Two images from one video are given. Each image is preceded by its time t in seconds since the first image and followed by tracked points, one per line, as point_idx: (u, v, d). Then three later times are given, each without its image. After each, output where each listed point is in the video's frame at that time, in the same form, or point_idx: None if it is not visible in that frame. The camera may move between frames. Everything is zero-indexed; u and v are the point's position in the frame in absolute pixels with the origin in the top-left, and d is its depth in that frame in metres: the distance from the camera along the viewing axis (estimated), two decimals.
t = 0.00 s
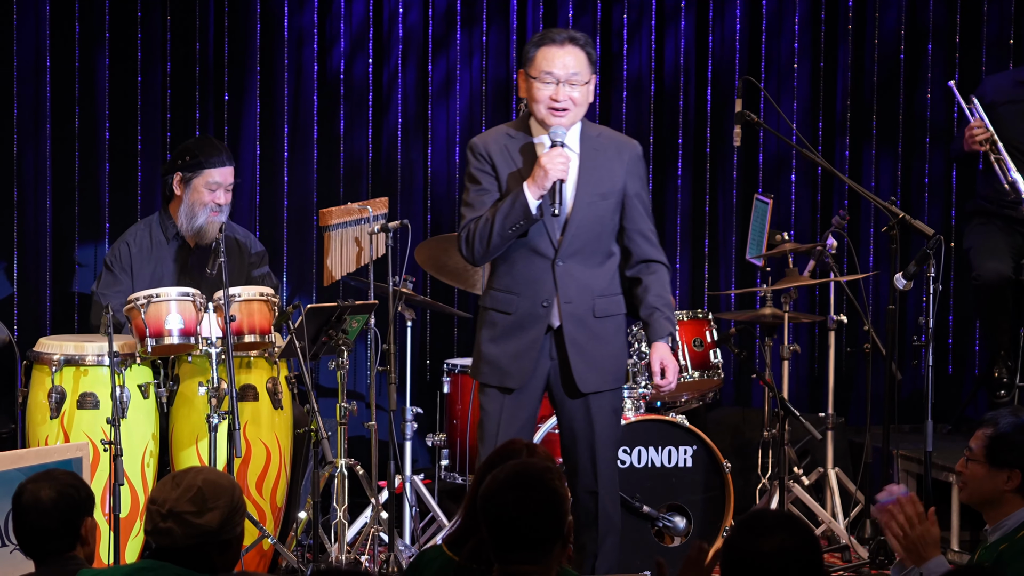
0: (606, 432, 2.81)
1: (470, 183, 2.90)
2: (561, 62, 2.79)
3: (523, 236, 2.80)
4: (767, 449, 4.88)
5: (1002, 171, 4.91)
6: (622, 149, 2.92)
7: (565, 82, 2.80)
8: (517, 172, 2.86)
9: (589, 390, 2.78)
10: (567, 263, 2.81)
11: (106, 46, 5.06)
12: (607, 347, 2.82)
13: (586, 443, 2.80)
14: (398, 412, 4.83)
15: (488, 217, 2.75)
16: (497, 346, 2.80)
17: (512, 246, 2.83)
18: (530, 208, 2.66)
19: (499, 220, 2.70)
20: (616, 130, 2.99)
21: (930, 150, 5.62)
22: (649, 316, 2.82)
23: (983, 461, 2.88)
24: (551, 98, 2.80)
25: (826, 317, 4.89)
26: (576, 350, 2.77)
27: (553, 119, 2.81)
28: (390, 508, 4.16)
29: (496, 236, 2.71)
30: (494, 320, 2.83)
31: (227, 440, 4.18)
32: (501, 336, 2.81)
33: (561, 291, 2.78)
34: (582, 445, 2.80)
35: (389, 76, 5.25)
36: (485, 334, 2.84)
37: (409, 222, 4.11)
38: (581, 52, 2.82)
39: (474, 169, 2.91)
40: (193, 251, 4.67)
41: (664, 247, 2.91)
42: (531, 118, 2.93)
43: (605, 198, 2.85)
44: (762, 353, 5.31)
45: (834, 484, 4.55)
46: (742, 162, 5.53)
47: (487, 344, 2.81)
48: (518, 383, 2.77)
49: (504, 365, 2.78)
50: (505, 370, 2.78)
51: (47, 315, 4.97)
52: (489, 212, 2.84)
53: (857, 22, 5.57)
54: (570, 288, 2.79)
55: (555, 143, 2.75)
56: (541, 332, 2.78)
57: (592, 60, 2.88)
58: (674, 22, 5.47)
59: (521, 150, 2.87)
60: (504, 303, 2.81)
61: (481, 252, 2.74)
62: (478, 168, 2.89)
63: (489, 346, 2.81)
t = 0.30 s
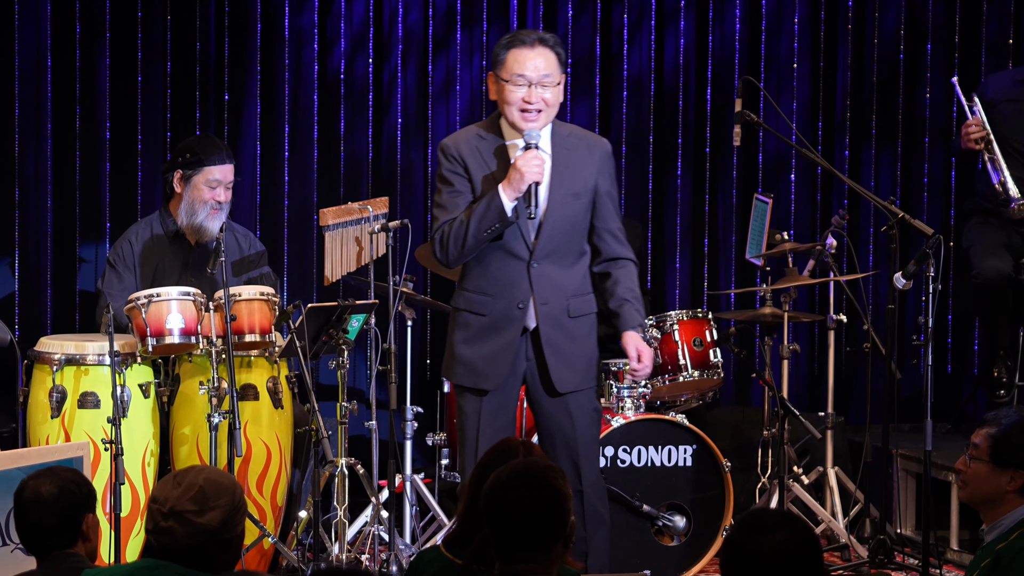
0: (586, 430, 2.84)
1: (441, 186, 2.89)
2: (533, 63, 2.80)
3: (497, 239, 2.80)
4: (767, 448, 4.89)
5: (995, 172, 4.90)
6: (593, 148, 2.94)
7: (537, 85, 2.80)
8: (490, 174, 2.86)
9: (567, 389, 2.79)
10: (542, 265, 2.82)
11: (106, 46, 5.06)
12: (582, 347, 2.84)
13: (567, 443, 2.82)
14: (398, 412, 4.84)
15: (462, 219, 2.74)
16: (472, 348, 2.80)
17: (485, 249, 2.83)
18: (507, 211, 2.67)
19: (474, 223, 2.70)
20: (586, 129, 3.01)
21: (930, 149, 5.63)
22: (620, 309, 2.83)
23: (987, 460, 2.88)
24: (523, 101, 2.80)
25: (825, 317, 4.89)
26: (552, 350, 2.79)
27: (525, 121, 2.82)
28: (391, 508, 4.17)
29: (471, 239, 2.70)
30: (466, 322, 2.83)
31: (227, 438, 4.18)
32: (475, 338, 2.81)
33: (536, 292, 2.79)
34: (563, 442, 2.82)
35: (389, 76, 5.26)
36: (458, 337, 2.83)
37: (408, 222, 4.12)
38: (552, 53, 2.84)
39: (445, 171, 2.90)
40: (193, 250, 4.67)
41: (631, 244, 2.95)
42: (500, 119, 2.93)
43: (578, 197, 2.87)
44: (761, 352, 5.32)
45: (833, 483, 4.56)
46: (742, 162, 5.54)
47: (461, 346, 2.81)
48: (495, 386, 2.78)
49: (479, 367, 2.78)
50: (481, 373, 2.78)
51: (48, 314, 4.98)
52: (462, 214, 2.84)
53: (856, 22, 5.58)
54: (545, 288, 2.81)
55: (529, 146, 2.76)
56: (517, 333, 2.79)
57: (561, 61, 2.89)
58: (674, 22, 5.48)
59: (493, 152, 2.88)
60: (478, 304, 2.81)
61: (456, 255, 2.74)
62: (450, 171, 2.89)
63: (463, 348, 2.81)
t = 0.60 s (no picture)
0: (576, 428, 2.87)
1: (424, 195, 2.94)
2: (509, 71, 2.87)
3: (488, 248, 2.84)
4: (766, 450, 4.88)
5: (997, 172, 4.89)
6: (570, 146, 2.98)
7: (515, 92, 2.88)
8: (471, 181, 2.91)
9: (559, 390, 2.83)
10: (530, 268, 2.86)
11: (103, 46, 5.05)
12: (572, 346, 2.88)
13: (559, 443, 2.85)
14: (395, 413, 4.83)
15: (451, 229, 2.78)
16: (462, 354, 2.84)
17: (474, 257, 2.87)
18: (496, 219, 2.72)
19: (463, 234, 2.74)
20: (562, 126, 3.04)
21: (929, 150, 5.61)
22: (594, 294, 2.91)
23: (986, 461, 2.86)
24: (503, 109, 2.87)
25: (825, 318, 4.87)
26: (543, 353, 2.83)
27: (507, 129, 2.89)
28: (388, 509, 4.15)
29: (460, 249, 2.75)
30: (454, 328, 2.87)
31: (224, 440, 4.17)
32: (465, 343, 2.85)
33: (526, 297, 2.83)
34: (553, 441, 2.85)
35: (387, 76, 5.24)
36: (447, 343, 2.87)
37: (406, 223, 4.11)
38: (526, 59, 2.91)
39: (426, 180, 2.94)
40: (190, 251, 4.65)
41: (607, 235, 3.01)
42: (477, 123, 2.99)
43: (560, 198, 2.91)
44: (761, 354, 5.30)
45: (832, 484, 4.55)
46: (742, 162, 5.52)
47: (451, 353, 2.85)
48: (487, 391, 2.82)
49: (471, 373, 2.82)
50: (472, 378, 2.82)
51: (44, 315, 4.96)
52: (448, 224, 2.89)
53: (855, 22, 5.56)
54: (534, 291, 2.85)
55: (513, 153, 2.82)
56: (508, 338, 2.82)
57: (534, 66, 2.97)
58: (673, 22, 5.46)
59: (474, 159, 2.92)
60: (467, 311, 2.85)
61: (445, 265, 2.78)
62: (432, 179, 2.93)
63: (453, 354, 2.85)
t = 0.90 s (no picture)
0: (581, 432, 2.87)
1: (432, 199, 2.91)
2: (514, 75, 2.82)
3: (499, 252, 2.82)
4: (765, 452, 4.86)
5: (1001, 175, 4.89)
6: (575, 145, 2.95)
7: (520, 95, 2.82)
8: (479, 183, 2.88)
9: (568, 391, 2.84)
10: (540, 270, 2.86)
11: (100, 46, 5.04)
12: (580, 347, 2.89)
13: (566, 445, 2.84)
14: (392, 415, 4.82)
15: (463, 234, 2.77)
16: (471, 357, 2.83)
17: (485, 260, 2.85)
18: (508, 223, 2.71)
19: (477, 238, 2.73)
20: (565, 125, 3.01)
21: (929, 150, 5.59)
22: (597, 295, 2.90)
23: (985, 457, 2.82)
24: (508, 113, 2.82)
25: (824, 319, 4.85)
26: (552, 355, 2.83)
27: (513, 133, 2.84)
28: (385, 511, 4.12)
29: (474, 254, 2.74)
30: (462, 330, 2.86)
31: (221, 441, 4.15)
32: (473, 346, 2.85)
33: (536, 299, 2.83)
34: (559, 444, 2.84)
35: (385, 76, 5.22)
36: (454, 345, 2.87)
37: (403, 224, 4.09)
38: (530, 62, 2.85)
39: (433, 184, 2.91)
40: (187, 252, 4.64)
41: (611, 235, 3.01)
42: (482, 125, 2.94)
43: (567, 199, 2.90)
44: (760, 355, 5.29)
45: (831, 486, 4.54)
46: (740, 163, 5.51)
47: (459, 355, 2.84)
48: (496, 394, 2.82)
49: (481, 375, 2.82)
50: (481, 381, 2.82)
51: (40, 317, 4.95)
52: (459, 229, 2.86)
53: (854, 22, 5.55)
54: (543, 293, 2.84)
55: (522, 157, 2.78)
56: (518, 341, 2.83)
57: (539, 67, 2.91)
58: (671, 22, 5.45)
59: (481, 162, 2.89)
60: (476, 314, 2.85)
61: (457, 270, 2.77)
62: (439, 184, 2.89)
63: (461, 356, 2.84)
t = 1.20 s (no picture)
0: (595, 436, 2.82)
1: (454, 195, 2.84)
2: (537, 69, 2.78)
3: (518, 247, 2.76)
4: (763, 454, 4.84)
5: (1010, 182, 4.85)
6: (597, 146, 2.91)
7: (543, 90, 2.78)
8: (501, 180, 2.81)
9: (585, 391, 2.78)
10: (559, 268, 2.79)
11: (96, 46, 5.03)
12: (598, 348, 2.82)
13: (580, 448, 2.79)
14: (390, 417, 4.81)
15: (484, 228, 2.70)
16: (489, 355, 2.76)
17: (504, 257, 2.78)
18: (530, 219, 2.64)
19: (498, 233, 2.66)
20: (588, 126, 2.97)
21: (929, 151, 5.58)
22: (619, 300, 2.82)
23: (977, 455, 2.79)
24: (532, 107, 2.78)
25: (823, 320, 4.83)
26: (571, 353, 2.76)
27: (536, 128, 2.80)
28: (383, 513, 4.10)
29: (495, 249, 2.67)
30: (479, 328, 2.78)
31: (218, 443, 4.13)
32: (492, 344, 2.77)
33: (555, 296, 2.77)
34: (573, 448, 2.79)
35: (382, 76, 5.20)
36: (472, 343, 2.79)
37: (402, 225, 4.07)
38: (554, 57, 2.81)
39: (455, 179, 2.84)
40: (183, 253, 4.62)
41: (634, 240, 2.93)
42: (504, 122, 2.89)
43: (589, 198, 2.83)
44: (759, 356, 5.27)
45: (831, 488, 4.52)
46: (739, 164, 5.49)
47: (477, 354, 2.77)
48: (514, 392, 2.75)
49: (499, 374, 2.74)
50: (499, 379, 2.75)
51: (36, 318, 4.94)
52: (480, 225, 2.79)
53: (853, 22, 5.53)
54: (563, 291, 2.78)
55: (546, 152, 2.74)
56: (538, 338, 2.76)
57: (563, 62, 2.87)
58: (670, 22, 5.43)
59: (503, 158, 2.83)
60: (495, 311, 2.77)
61: (478, 265, 2.70)
62: (461, 179, 2.83)
63: (479, 355, 2.77)
